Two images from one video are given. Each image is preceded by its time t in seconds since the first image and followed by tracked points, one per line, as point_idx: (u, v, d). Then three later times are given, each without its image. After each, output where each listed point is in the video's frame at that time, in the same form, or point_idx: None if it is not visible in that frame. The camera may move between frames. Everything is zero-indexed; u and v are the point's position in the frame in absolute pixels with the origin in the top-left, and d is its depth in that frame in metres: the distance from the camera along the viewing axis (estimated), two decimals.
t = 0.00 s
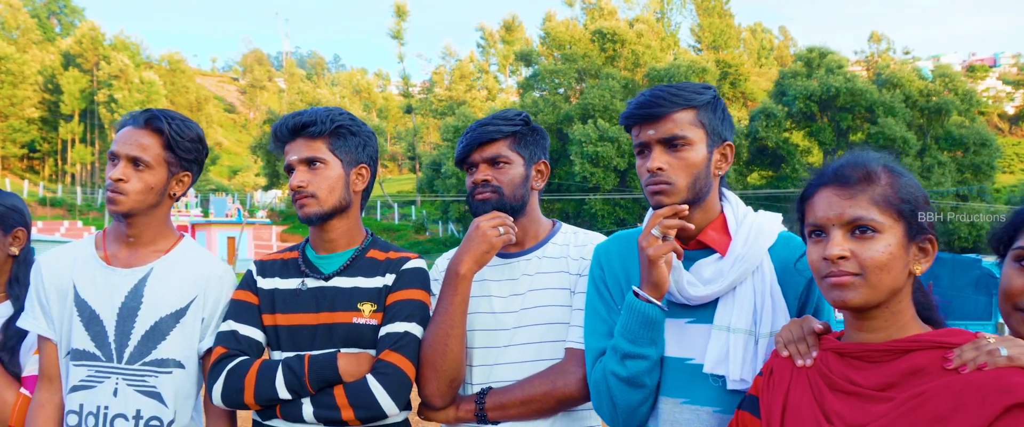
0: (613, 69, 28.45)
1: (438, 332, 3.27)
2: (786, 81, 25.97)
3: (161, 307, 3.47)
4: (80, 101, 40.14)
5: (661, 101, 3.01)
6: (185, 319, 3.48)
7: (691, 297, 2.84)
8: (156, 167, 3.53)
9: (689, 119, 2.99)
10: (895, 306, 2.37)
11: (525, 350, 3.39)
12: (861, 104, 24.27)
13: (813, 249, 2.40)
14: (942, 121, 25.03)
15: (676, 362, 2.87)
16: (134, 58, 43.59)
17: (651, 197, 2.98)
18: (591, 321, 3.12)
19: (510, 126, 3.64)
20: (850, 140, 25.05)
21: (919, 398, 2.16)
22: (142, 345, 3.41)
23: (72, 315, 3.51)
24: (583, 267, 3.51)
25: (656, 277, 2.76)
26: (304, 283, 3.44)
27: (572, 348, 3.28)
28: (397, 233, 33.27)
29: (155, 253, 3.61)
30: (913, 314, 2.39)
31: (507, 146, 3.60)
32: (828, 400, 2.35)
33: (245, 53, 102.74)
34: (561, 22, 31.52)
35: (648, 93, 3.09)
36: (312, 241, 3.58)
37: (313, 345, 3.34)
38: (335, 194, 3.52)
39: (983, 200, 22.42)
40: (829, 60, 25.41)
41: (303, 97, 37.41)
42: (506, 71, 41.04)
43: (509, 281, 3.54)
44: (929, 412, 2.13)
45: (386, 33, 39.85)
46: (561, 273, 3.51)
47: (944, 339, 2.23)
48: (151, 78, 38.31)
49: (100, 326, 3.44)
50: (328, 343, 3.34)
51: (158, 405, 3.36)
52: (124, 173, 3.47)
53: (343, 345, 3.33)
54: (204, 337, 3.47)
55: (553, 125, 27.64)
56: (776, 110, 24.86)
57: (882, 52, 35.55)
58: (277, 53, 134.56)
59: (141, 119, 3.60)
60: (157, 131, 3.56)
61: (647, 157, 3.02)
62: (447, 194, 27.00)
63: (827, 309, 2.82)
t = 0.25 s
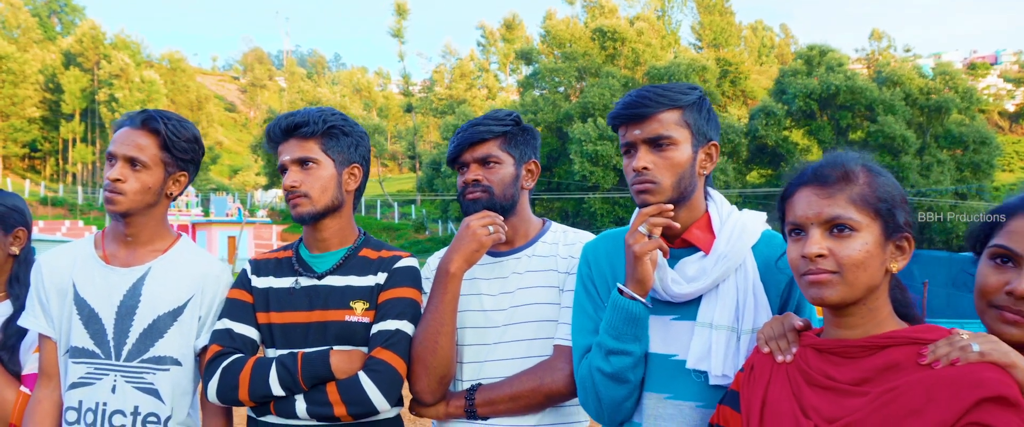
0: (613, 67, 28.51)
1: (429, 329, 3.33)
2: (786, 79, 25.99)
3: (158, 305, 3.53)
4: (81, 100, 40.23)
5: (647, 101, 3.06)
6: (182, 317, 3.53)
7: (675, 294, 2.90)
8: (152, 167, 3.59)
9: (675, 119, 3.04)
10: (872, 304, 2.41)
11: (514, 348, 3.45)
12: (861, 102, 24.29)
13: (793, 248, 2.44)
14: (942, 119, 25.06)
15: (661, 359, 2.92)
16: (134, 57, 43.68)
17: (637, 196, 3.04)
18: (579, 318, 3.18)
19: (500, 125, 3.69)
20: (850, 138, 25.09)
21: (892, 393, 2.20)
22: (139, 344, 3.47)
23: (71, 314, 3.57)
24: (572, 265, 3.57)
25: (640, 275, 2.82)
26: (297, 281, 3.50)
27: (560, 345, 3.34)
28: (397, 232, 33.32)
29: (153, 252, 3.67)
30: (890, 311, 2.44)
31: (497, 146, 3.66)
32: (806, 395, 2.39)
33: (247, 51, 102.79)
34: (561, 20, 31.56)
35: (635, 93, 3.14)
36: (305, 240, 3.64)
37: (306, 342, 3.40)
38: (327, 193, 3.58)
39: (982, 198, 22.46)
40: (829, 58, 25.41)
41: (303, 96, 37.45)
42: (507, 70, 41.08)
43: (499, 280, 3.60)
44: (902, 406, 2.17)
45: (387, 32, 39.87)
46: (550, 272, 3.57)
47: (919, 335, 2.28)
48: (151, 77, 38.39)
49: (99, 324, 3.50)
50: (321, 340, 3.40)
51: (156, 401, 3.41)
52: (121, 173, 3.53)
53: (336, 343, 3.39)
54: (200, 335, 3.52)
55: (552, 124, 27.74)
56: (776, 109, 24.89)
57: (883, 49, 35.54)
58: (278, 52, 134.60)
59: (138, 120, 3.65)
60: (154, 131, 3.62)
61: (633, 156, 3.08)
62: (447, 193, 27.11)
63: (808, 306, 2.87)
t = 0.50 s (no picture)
0: (612, 66, 28.60)
1: (417, 327, 3.39)
2: (784, 77, 26.06)
3: (152, 304, 3.59)
4: (80, 100, 40.27)
5: (629, 103, 3.14)
6: (176, 315, 3.60)
7: (656, 292, 2.97)
8: (147, 167, 3.65)
9: (657, 120, 3.11)
10: (846, 301, 2.46)
11: (502, 345, 3.52)
12: (859, 100, 24.40)
13: (769, 246, 2.48)
14: (939, 118, 25.15)
15: (643, 355, 2.99)
16: (133, 57, 43.72)
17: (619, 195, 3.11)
18: (564, 316, 3.25)
19: (488, 126, 3.77)
20: (848, 137, 25.18)
21: (861, 388, 2.26)
22: (134, 342, 3.54)
23: (67, 312, 3.63)
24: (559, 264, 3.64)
25: (622, 273, 2.89)
26: (289, 280, 3.56)
27: (546, 342, 3.41)
28: (396, 231, 33.40)
29: (148, 251, 3.73)
30: (863, 308, 2.49)
31: (484, 146, 3.72)
32: (780, 391, 2.45)
33: (246, 49, 102.73)
34: (560, 18, 31.63)
35: (619, 95, 3.21)
36: (297, 239, 3.71)
37: (297, 340, 3.46)
38: (318, 194, 3.64)
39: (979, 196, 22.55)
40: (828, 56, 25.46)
41: (302, 94, 37.48)
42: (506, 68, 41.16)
43: (487, 278, 3.66)
44: (870, 401, 2.22)
45: (386, 31, 39.91)
46: (537, 271, 3.64)
47: (889, 332, 2.33)
48: (150, 77, 38.45)
49: (95, 322, 3.57)
50: (312, 338, 3.46)
51: (150, 398, 3.48)
52: (117, 174, 3.59)
53: (326, 341, 3.45)
54: (194, 333, 3.59)
55: (551, 123, 27.83)
56: (775, 106, 24.96)
57: (882, 47, 35.61)
58: (277, 50, 134.50)
59: (134, 121, 3.72)
60: (149, 132, 3.68)
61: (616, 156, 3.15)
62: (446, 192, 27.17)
63: (787, 304, 2.94)
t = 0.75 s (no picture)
0: (610, 65, 28.70)
1: (408, 326, 3.45)
2: (782, 77, 26.13)
3: (146, 304, 3.64)
4: (79, 100, 40.31)
5: (614, 105, 3.21)
6: (171, 314, 3.65)
7: (641, 290, 3.02)
8: (140, 168, 3.71)
9: (641, 121, 3.18)
10: (823, 299, 2.52)
11: (492, 344, 3.58)
12: (857, 99, 24.44)
13: (748, 246, 2.54)
14: (938, 117, 25.22)
15: (628, 353, 3.05)
16: (132, 57, 43.76)
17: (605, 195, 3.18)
18: (552, 314, 3.31)
19: (477, 127, 3.82)
20: (845, 136, 25.28)
21: (835, 384, 2.31)
22: (129, 341, 3.59)
23: (61, 312, 3.69)
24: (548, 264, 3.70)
25: (606, 271, 2.95)
26: (282, 280, 3.62)
27: (535, 340, 3.47)
28: (394, 231, 33.44)
29: (142, 251, 3.79)
30: (840, 307, 2.55)
31: (473, 147, 3.78)
32: (758, 386, 2.51)
33: (245, 49, 102.64)
34: (558, 18, 31.71)
35: (604, 98, 3.27)
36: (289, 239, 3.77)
37: (289, 339, 3.51)
38: (310, 195, 3.70)
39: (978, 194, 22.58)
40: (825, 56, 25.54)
41: (300, 94, 37.49)
42: (505, 68, 41.24)
43: (477, 278, 3.73)
44: (844, 396, 2.28)
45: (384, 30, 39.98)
46: (527, 271, 3.70)
47: (864, 329, 2.38)
48: (149, 76, 38.48)
49: (90, 322, 3.63)
50: (305, 337, 3.51)
51: (145, 396, 3.53)
52: (110, 174, 3.65)
53: (319, 339, 3.50)
54: (188, 332, 3.65)
55: (550, 123, 27.90)
56: (772, 106, 25.05)
57: (880, 46, 35.69)
58: (275, 50, 134.44)
59: (127, 122, 3.77)
60: (143, 134, 3.74)
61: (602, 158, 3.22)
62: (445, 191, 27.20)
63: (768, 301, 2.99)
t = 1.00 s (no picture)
0: (608, 65, 28.79)
1: (399, 325, 3.51)
2: (780, 77, 26.10)
3: (143, 303, 3.70)
4: (77, 100, 40.31)
5: (602, 108, 3.27)
6: (167, 313, 3.71)
7: (628, 289, 3.08)
8: (135, 169, 3.76)
9: (628, 123, 3.24)
10: (803, 298, 2.57)
11: (482, 342, 3.64)
12: (855, 99, 24.48)
13: (730, 246, 2.60)
14: (936, 116, 25.25)
15: (615, 350, 3.11)
16: (131, 57, 43.78)
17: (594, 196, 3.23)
18: (541, 313, 3.36)
19: (468, 129, 3.88)
20: (844, 135, 25.41)
21: (814, 381, 2.37)
22: (125, 340, 3.65)
23: (59, 312, 3.75)
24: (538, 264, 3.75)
25: (593, 271, 3.01)
26: (276, 279, 3.67)
27: (525, 339, 3.52)
28: (393, 231, 33.47)
29: (138, 252, 3.85)
30: (819, 306, 2.60)
31: (464, 149, 3.85)
32: (739, 383, 2.56)
33: (244, 49, 102.56)
34: (557, 18, 31.74)
35: (593, 100, 3.33)
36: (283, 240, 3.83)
37: (283, 338, 3.56)
38: (303, 196, 3.76)
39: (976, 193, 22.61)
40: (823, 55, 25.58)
41: (298, 94, 37.46)
42: (503, 68, 41.26)
43: (468, 277, 3.78)
44: (821, 392, 2.33)
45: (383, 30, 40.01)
46: (517, 270, 3.76)
47: (843, 327, 2.44)
48: (148, 77, 38.51)
49: (87, 321, 3.68)
50: (299, 335, 3.56)
51: (140, 394, 3.59)
52: (105, 176, 3.70)
53: (312, 338, 3.55)
54: (184, 332, 3.70)
55: (548, 122, 27.91)
56: (770, 106, 24.92)
57: (878, 46, 35.72)
58: (274, 50, 134.37)
59: (122, 124, 3.82)
60: (137, 136, 3.80)
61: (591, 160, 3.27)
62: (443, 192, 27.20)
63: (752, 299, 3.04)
